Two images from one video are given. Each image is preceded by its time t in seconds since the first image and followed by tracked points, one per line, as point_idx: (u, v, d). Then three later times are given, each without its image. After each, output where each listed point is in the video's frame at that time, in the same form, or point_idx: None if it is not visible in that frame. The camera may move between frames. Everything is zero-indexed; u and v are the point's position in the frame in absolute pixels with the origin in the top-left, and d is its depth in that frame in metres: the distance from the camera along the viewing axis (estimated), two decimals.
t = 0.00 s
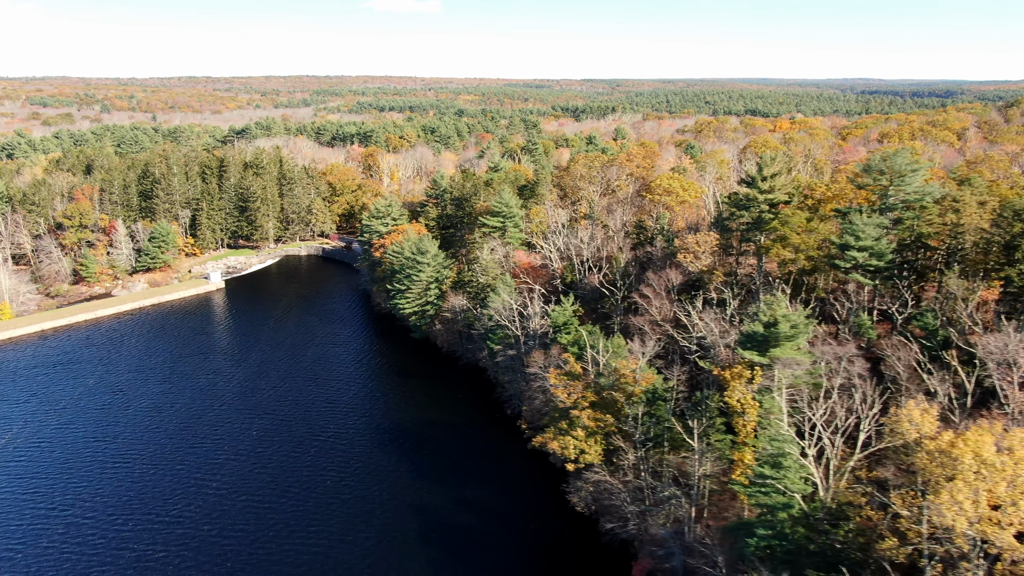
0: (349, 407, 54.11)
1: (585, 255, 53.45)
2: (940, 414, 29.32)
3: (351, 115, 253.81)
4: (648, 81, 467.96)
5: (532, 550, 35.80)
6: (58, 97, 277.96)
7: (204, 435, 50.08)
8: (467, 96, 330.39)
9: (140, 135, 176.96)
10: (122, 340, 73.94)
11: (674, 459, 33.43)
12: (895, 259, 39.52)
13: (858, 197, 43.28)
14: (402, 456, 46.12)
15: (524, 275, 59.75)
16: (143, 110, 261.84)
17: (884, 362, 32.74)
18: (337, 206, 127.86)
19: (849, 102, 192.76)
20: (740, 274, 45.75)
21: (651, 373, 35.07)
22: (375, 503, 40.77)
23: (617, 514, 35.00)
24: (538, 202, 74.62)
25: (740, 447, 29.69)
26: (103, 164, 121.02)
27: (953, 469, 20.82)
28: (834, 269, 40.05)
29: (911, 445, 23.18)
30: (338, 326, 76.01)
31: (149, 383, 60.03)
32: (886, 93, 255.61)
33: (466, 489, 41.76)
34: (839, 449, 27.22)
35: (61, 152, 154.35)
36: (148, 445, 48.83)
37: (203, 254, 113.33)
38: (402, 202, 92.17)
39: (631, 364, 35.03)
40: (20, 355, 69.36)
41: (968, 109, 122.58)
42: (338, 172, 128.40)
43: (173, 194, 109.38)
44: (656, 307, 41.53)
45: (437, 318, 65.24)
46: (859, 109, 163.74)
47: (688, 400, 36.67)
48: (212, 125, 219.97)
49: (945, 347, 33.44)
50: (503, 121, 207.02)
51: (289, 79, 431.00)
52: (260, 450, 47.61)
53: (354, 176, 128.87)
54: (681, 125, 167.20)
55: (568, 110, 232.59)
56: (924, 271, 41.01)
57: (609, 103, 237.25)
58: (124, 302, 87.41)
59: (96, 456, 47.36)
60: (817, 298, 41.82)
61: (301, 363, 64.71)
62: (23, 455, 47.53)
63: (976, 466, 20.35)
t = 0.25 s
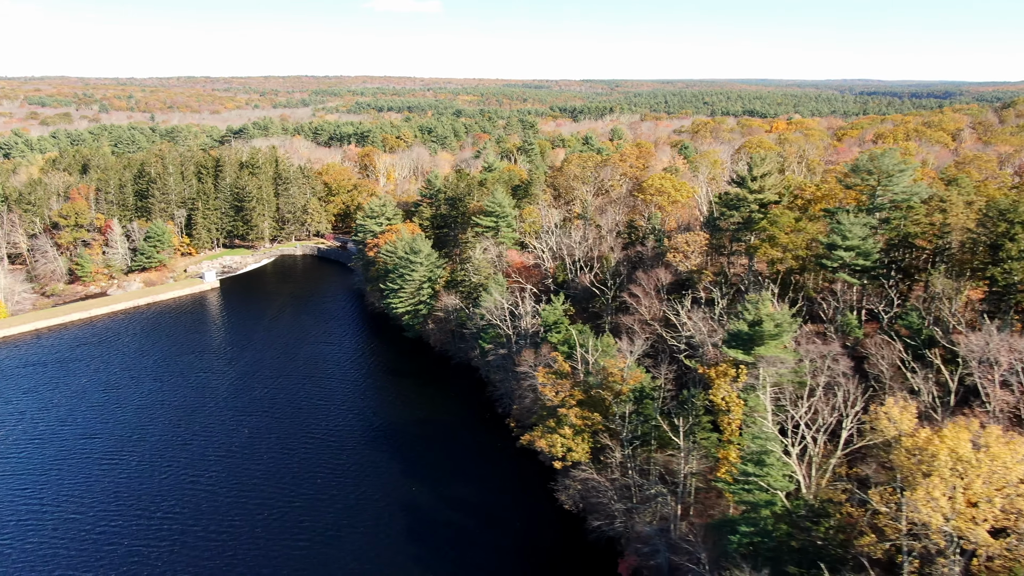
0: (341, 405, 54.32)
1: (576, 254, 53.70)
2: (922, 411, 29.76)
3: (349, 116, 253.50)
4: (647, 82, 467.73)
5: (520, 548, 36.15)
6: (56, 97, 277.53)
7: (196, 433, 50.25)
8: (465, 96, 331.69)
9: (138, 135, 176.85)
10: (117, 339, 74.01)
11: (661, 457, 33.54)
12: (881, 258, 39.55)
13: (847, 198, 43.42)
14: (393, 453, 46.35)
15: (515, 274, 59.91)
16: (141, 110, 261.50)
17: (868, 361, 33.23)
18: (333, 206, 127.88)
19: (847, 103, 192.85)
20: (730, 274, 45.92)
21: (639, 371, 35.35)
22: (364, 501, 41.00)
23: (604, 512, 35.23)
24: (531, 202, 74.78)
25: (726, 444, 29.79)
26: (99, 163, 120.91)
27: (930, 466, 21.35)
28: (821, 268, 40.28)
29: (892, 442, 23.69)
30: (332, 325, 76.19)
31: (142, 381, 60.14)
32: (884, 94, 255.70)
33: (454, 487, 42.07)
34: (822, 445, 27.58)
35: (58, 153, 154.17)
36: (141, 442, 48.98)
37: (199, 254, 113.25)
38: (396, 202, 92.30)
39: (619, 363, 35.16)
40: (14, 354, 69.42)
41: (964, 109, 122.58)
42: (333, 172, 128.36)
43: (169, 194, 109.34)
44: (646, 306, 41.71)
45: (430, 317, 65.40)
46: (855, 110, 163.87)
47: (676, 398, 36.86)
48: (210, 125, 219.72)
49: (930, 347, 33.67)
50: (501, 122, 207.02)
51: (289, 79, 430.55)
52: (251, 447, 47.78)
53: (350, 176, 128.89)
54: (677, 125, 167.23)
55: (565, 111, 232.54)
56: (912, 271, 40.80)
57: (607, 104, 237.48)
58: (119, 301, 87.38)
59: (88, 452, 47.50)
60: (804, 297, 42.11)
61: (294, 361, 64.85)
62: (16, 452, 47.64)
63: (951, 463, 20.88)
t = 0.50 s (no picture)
0: (326, 404, 54.14)
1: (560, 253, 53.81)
2: (898, 408, 29.95)
3: (339, 116, 252.07)
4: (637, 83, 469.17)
5: (504, 546, 36.26)
6: (41, 96, 273.78)
7: (180, 432, 49.88)
8: (455, 96, 331.68)
9: (124, 135, 175.01)
10: (101, 339, 73.28)
11: (642, 455, 33.79)
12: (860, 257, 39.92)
13: (829, 198, 43.78)
14: (377, 452, 46.30)
15: (501, 274, 59.97)
16: (129, 110, 258.50)
17: (847, 358, 33.50)
18: (320, 206, 127.14)
19: (834, 104, 194.09)
20: (713, 272, 46.21)
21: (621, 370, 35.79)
22: (347, 499, 40.95)
23: (586, 509, 35.46)
24: (518, 201, 74.77)
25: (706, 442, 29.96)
26: (83, 163, 119.47)
27: (901, 461, 21.82)
28: (801, 268, 40.70)
29: (866, 438, 24.14)
30: (318, 325, 75.85)
31: (126, 381, 59.62)
32: (871, 95, 257.72)
33: (438, 486, 42.12)
34: (798, 442, 27.78)
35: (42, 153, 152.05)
36: (124, 441, 48.58)
37: (185, 254, 112.22)
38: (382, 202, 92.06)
39: (601, 362, 35.78)
40: None
41: (948, 110, 123.69)
42: (321, 172, 127.62)
43: (155, 194, 108.31)
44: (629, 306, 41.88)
45: (415, 317, 65.26)
46: (843, 111, 164.92)
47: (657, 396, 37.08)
48: (197, 125, 217.64)
49: (907, 344, 34.05)
50: (490, 122, 206.77)
51: (279, 79, 427.51)
52: (235, 447, 47.53)
53: (337, 176, 128.24)
54: (665, 125, 167.71)
55: (555, 112, 232.48)
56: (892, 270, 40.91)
57: (596, 104, 237.81)
58: (104, 301, 86.44)
59: (70, 452, 47.03)
60: (784, 296, 42.59)
61: (280, 361, 64.50)
62: None
63: (922, 458, 21.33)
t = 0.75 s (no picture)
0: (312, 404, 53.83)
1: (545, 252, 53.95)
2: (876, 405, 30.21)
3: (326, 116, 250.49)
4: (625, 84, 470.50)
5: (487, 546, 36.25)
6: (25, 96, 269.94)
7: (164, 432, 49.38)
8: (443, 96, 331.03)
9: (110, 135, 172.98)
10: (84, 339, 72.37)
11: (626, 453, 34.02)
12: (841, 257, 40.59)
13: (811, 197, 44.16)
14: (362, 452, 46.07)
15: (486, 274, 60.01)
16: (115, 110, 255.28)
17: (826, 356, 33.85)
18: (306, 206, 126.13)
19: (819, 105, 195.50)
20: (697, 272, 46.66)
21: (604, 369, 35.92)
22: (332, 499, 40.77)
23: (569, 508, 35.17)
24: (505, 201, 74.60)
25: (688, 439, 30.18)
26: (67, 163, 117.83)
27: (877, 457, 22.13)
28: (783, 266, 41.13)
29: (845, 434, 24.47)
30: (304, 325, 75.38)
31: (110, 381, 58.95)
32: (856, 96, 260.04)
33: (423, 486, 42.06)
34: (778, 439, 27.99)
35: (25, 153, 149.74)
36: (106, 442, 47.99)
37: (170, 254, 110.92)
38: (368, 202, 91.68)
39: (585, 360, 36.03)
40: None
41: (931, 110, 125.01)
42: (307, 172, 126.67)
43: (140, 194, 107.07)
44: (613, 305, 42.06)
45: (401, 317, 65.05)
46: (828, 111, 166.08)
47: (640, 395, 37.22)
48: (184, 125, 215.43)
49: (886, 341, 34.35)
50: (478, 122, 206.33)
51: (266, 79, 424.23)
52: (219, 447, 47.13)
53: (324, 176, 127.43)
54: (653, 125, 168.03)
55: (543, 112, 232.44)
56: (872, 268, 41.44)
57: (583, 104, 238.19)
58: (88, 302, 85.28)
59: (52, 453, 46.42)
60: (766, 294, 43.16)
61: (266, 361, 64.02)
62: None
63: (897, 454, 21.64)
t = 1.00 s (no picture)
0: (298, 404, 53.46)
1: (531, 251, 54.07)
2: (857, 402, 30.49)
3: (312, 116, 248.63)
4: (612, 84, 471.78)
5: (473, 545, 36.22)
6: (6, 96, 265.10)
7: (149, 433, 48.78)
8: (429, 96, 330.29)
9: (93, 135, 170.29)
10: (67, 341, 71.31)
11: (610, 451, 34.29)
12: (822, 255, 40.72)
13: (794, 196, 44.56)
14: (348, 452, 45.84)
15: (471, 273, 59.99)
16: (99, 110, 251.43)
17: (808, 353, 34.26)
18: (292, 207, 124.90)
19: (803, 105, 197.06)
20: (681, 271, 46.91)
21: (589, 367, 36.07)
22: (318, 498, 40.56)
23: (555, 506, 35.52)
24: (490, 201, 74.44)
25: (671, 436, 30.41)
26: (48, 163, 115.82)
27: (856, 452, 22.48)
28: (766, 265, 41.48)
29: (825, 430, 24.82)
30: (290, 325, 74.83)
31: (93, 383, 58.11)
32: (840, 96, 262.74)
33: (410, 485, 41.98)
34: (760, 435, 28.12)
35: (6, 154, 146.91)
36: (90, 443, 47.30)
37: (154, 255, 109.35)
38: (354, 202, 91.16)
39: (570, 359, 36.18)
40: None
41: (912, 110, 126.67)
42: (292, 172, 125.51)
43: (124, 195, 105.59)
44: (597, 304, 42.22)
45: (387, 317, 64.76)
46: (811, 111, 167.53)
47: (625, 392, 37.37)
48: (168, 125, 212.60)
49: (867, 338, 34.72)
50: (465, 122, 205.88)
51: (253, 79, 419.92)
52: (205, 448, 46.66)
53: (309, 176, 126.34)
54: (638, 125, 168.40)
55: (529, 112, 232.48)
56: (853, 267, 41.95)
57: (569, 104, 238.63)
58: (71, 303, 83.95)
59: (34, 455, 45.70)
60: (748, 293, 43.42)
61: (252, 361, 63.47)
62: None
63: (876, 450, 21.99)
